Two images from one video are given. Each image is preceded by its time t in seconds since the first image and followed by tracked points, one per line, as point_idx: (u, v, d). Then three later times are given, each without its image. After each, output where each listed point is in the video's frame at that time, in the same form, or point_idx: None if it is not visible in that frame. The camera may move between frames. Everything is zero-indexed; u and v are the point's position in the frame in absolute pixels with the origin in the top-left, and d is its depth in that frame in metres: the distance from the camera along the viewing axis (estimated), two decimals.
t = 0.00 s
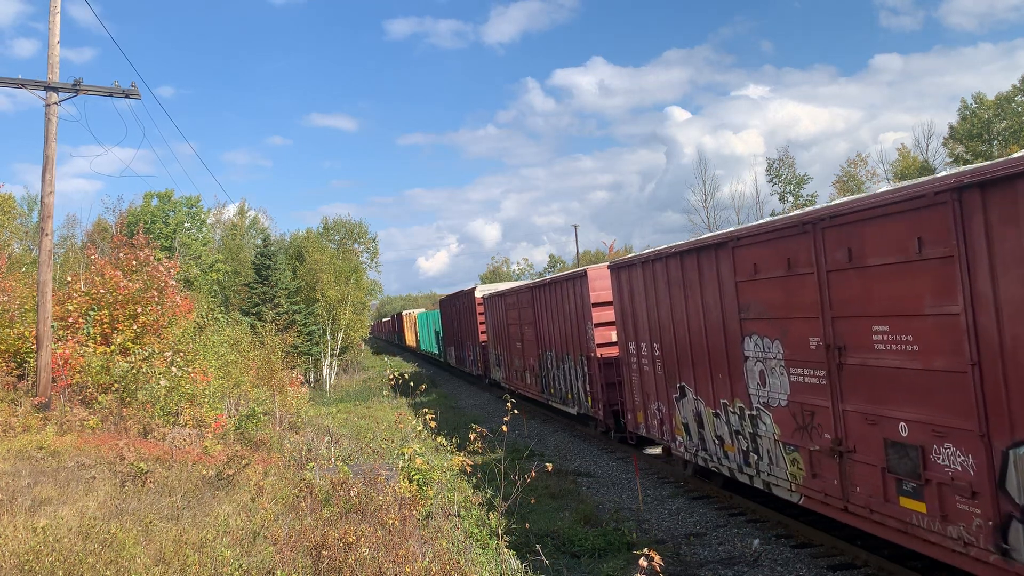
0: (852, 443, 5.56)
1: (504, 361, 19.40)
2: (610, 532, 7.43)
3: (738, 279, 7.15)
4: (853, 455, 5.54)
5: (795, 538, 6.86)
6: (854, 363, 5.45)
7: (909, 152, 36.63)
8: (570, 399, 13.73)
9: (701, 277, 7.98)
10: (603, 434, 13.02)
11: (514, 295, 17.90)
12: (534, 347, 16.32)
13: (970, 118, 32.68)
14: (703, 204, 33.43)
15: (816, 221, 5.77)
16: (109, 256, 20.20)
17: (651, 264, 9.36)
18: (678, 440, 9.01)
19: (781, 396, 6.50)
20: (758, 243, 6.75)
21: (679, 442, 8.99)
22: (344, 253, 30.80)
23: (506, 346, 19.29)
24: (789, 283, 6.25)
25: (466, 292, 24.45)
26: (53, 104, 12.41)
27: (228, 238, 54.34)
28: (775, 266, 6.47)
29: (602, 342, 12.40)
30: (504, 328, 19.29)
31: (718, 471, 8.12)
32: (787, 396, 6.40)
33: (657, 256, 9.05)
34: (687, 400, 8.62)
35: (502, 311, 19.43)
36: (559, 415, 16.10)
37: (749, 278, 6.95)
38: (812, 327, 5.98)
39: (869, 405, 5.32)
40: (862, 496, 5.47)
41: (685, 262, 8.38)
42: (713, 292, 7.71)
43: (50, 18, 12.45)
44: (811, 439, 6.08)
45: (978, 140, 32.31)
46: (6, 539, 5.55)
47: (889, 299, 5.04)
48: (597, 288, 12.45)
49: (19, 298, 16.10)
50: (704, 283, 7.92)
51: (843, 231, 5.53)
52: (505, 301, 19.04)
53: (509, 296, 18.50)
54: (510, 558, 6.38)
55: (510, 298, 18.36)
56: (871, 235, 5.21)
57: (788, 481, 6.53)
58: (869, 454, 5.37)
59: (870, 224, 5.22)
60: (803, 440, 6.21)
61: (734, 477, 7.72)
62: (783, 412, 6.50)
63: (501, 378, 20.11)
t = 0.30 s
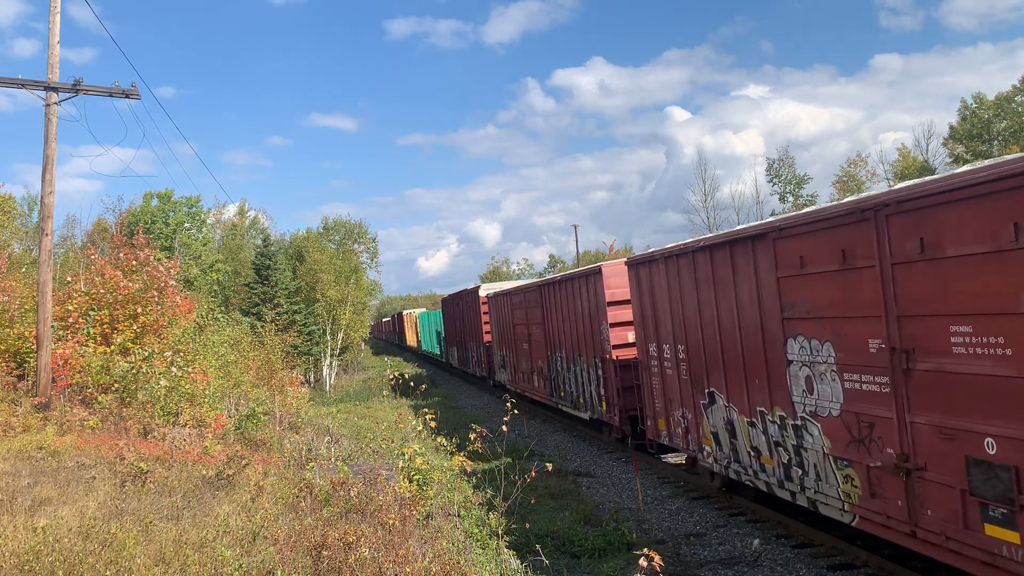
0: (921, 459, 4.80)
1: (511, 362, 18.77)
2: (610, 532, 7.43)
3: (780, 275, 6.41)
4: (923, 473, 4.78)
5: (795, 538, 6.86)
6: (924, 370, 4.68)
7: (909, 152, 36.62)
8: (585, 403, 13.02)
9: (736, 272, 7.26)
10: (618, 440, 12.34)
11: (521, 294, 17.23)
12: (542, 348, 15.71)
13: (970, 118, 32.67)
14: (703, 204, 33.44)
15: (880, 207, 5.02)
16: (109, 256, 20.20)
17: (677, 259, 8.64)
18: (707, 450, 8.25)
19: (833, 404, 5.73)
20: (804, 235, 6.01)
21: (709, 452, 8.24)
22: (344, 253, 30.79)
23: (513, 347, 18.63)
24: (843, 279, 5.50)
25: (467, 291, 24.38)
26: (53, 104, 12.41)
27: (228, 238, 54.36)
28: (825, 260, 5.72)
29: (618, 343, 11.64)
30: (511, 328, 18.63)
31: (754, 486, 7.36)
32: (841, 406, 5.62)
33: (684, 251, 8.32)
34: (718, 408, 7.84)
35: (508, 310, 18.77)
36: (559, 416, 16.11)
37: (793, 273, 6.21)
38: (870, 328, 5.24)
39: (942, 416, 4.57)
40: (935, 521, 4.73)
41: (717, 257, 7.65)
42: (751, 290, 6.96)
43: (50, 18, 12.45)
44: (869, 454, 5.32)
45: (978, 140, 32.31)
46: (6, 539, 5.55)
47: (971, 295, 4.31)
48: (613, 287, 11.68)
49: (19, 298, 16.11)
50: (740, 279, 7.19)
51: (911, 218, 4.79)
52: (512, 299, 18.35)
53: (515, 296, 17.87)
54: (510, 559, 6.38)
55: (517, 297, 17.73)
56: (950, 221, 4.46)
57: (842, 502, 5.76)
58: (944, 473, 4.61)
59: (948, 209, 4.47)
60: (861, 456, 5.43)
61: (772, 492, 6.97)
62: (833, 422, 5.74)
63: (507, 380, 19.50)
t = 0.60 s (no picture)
0: (1015, 482, 4.07)
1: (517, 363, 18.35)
2: (610, 532, 7.42)
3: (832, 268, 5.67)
4: (1016, 498, 4.06)
5: (796, 538, 6.86)
6: (1019, 377, 3.95)
7: (909, 152, 36.62)
8: (599, 407, 12.37)
9: (776, 265, 6.52)
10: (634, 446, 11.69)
11: (530, 292, 16.66)
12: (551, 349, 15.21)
13: (970, 118, 32.67)
14: (703, 204, 33.42)
15: (959, 188, 4.37)
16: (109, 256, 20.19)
17: (705, 253, 7.90)
18: (739, 462, 7.51)
19: (898, 415, 4.98)
20: (867, 222, 5.23)
21: (741, 464, 7.48)
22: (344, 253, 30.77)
23: (520, 348, 18.10)
24: (913, 273, 4.78)
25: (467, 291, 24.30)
26: (53, 104, 12.41)
27: (228, 238, 54.37)
28: (891, 251, 4.98)
29: (635, 343, 11.00)
30: (518, 328, 18.08)
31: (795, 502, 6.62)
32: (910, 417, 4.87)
33: (715, 243, 7.57)
34: (755, 416, 7.09)
35: (515, 309, 18.22)
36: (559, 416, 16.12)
37: (848, 267, 5.48)
38: (947, 328, 4.51)
39: None
40: None
41: (753, 250, 6.91)
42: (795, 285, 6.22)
43: (50, 18, 12.45)
44: (944, 473, 4.59)
45: (978, 140, 32.30)
46: (6, 539, 5.55)
47: None
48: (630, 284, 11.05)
49: (19, 298, 16.11)
50: (780, 274, 6.45)
51: (1001, 201, 4.09)
52: (519, 298, 17.77)
53: (523, 294, 17.34)
54: (510, 559, 6.38)
55: (525, 295, 17.17)
56: None
57: (905, 526, 5.04)
58: None
59: None
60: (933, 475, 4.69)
61: (817, 510, 6.22)
62: (898, 436, 4.99)
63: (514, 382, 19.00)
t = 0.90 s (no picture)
0: None
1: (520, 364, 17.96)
2: (610, 532, 7.43)
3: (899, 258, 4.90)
4: None
5: (796, 538, 6.86)
6: None
7: (909, 152, 36.64)
8: (616, 412, 11.56)
9: (829, 256, 5.74)
10: (654, 455, 10.91)
11: (538, 290, 15.84)
12: (561, 349, 14.46)
13: (970, 118, 32.71)
14: (703, 204, 33.42)
15: None
16: (109, 256, 20.18)
17: (742, 245, 7.11)
18: (780, 475, 6.73)
19: (984, 428, 4.21)
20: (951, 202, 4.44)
21: (782, 477, 6.71)
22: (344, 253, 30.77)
23: (527, 349, 17.31)
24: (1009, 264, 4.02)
25: (468, 291, 24.20)
26: (53, 104, 12.40)
27: (228, 238, 54.39)
28: (978, 237, 4.23)
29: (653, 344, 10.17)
30: (525, 328, 17.27)
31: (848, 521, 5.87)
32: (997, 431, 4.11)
33: (755, 234, 6.79)
34: (800, 425, 6.28)
35: (522, 309, 17.40)
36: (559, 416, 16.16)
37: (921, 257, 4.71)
38: None
39: None
40: None
41: (800, 240, 6.13)
42: (854, 280, 5.44)
43: (50, 18, 12.44)
44: None
45: (978, 140, 32.32)
46: (6, 539, 5.56)
47: None
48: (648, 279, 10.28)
49: (19, 298, 16.10)
50: (834, 267, 5.68)
51: None
52: (526, 297, 16.94)
53: (530, 292, 16.56)
54: (510, 558, 6.38)
55: (533, 294, 16.37)
56: None
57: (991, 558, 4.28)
58: None
59: None
60: None
61: (876, 532, 5.46)
62: (982, 452, 4.23)
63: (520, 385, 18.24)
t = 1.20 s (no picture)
0: None
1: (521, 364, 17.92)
2: (610, 532, 7.42)
3: (987, 248, 4.16)
4: None
5: (796, 538, 6.86)
6: None
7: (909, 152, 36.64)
8: (633, 418, 10.68)
9: (895, 246, 4.97)
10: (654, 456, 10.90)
11: (547, 288, 14.91)
12: (571, 351, 13.55)
13: (970, 118, 32.72)
14: (703, 204, 33.41)
15: None
16: (109, 256, 20.19)
17: (784, 236, 6.30)
18: (828, 492, 5.94)
19: None
20: None
21: (830, 495, 5.95)
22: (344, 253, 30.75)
23: (535, 350, 16.35)
24: None
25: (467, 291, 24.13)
26: (53, 104, 12.40)
27: (228, 238, 54.42)
28: None
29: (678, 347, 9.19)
30: (533, 328, 16.32)
31: (913, 546, 5.12)
32: None
33: (801, 222, 6.01)
34: (855, 438, 5.51)
35: (530, 308, 16.45)
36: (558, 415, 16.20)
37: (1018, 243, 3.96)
38: None
39: None
40: None
41: (857, 228, 5.35)
42: (928, 273, 4.67)
43: (50, 18, 12.44)
44: None
45: (978, 140, 32.32)
46: (6, 539, 5.55)
47: None
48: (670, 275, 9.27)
49: (19, 298, 16.11)
50: (901, 258, 4.91)
51: None
52: (534, 295, 16.00)
53: (538, 291, 15.67)
54: (510, 558, 6.38)
55: (541, 292, 15.43)
56: None
57: None
58: None
59: None
60: None
61: (951, 562, 4.73)
62: None
63: (528, 389, 17.29)
